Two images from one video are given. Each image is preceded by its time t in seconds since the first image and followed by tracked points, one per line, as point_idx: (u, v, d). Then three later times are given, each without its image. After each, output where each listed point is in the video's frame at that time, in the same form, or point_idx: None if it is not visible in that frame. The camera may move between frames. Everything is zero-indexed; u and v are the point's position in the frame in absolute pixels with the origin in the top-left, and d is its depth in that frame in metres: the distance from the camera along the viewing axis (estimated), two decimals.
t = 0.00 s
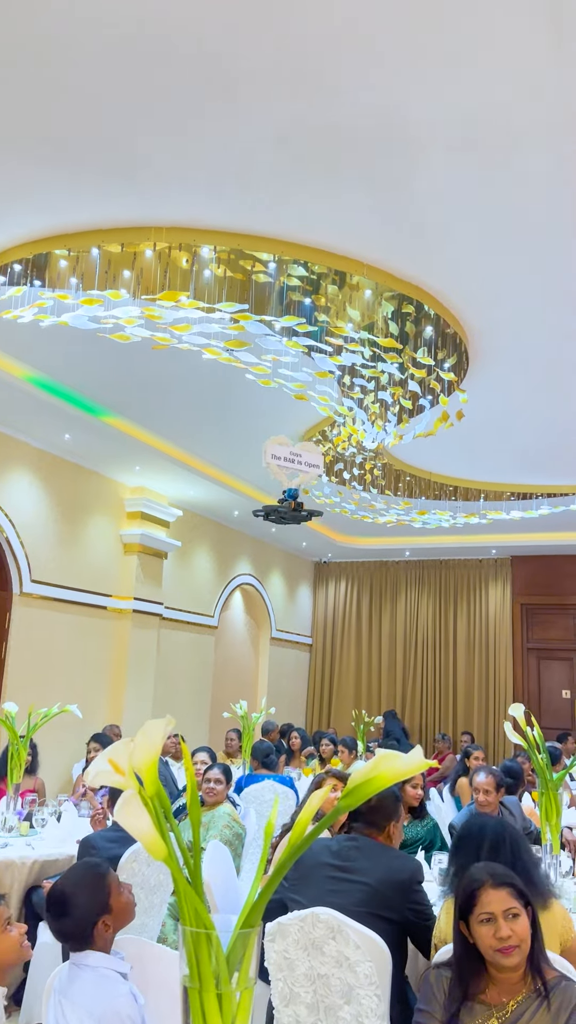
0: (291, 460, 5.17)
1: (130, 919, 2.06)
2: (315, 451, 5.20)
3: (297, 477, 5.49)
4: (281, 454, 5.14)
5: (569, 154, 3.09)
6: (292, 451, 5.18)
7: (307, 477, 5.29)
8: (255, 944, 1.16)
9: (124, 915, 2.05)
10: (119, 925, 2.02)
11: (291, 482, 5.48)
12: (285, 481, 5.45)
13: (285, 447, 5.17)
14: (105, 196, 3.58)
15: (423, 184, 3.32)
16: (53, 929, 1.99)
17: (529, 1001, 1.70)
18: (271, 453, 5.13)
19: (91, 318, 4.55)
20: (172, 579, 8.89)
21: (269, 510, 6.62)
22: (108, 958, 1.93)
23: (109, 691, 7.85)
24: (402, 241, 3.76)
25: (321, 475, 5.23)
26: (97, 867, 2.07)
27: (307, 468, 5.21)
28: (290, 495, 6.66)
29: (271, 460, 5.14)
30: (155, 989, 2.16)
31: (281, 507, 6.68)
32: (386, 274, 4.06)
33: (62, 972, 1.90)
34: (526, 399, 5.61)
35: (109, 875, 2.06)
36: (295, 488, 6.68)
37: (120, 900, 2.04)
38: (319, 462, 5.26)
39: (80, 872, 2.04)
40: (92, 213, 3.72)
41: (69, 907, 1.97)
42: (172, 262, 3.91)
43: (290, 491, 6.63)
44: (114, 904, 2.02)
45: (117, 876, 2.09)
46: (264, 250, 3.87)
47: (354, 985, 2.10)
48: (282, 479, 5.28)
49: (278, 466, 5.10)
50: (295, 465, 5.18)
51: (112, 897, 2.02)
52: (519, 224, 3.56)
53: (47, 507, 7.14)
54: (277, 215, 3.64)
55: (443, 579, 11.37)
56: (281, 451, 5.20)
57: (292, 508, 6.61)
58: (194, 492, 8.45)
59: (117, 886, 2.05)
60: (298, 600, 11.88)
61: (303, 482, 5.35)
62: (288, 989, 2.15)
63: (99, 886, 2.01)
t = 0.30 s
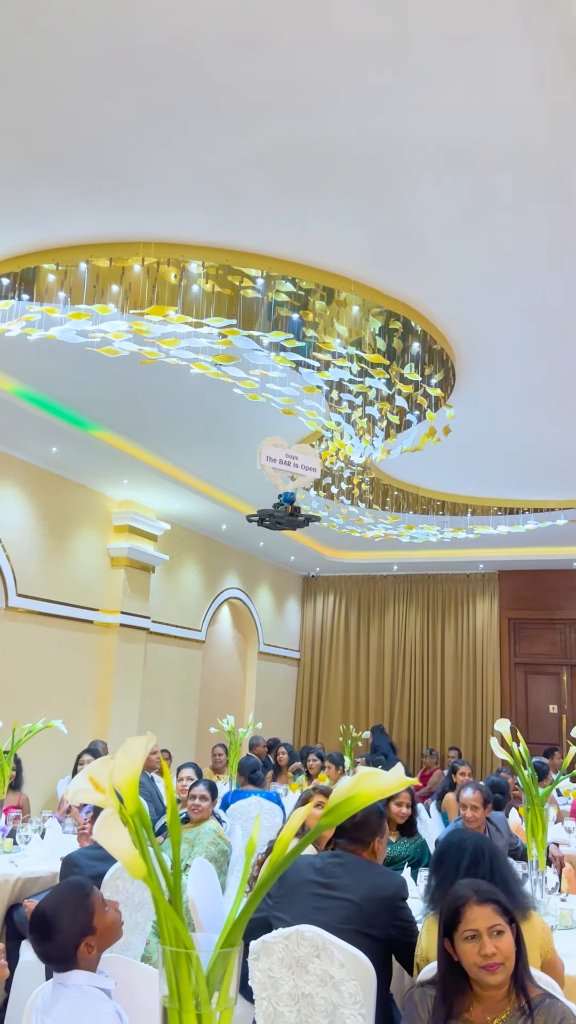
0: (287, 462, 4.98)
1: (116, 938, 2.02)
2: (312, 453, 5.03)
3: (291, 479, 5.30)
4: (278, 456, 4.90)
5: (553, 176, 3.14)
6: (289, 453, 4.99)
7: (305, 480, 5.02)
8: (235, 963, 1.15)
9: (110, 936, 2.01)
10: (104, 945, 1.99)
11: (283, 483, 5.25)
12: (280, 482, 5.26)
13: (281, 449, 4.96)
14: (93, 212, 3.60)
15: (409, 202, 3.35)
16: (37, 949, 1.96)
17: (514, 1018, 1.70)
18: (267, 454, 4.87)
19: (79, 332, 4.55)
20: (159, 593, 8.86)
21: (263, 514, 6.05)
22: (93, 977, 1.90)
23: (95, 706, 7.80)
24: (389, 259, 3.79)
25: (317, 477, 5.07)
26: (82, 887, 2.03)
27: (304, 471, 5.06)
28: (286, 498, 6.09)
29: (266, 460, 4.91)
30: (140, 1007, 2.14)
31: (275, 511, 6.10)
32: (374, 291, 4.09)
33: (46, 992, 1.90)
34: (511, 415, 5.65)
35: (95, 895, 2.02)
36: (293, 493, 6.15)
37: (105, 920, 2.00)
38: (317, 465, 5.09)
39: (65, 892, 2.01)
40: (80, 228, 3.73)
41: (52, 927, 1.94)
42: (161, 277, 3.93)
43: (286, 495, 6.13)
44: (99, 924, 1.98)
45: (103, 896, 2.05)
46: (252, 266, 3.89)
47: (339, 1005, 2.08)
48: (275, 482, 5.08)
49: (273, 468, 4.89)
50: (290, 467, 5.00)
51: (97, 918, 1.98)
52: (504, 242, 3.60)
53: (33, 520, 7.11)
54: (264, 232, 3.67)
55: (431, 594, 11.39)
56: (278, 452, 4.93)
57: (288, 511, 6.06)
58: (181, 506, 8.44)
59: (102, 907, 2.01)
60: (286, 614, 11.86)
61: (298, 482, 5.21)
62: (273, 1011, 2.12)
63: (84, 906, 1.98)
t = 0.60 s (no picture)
0: (283, 467, 4.74)
1: (102, 960, 1.98)
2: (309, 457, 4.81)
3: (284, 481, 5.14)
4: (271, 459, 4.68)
5: (538, 197, 3.19)
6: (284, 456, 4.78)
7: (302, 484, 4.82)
8: (214, 984, 1.14)
9: (94, 959, 1.96)
10: (87, 969, 1.94)
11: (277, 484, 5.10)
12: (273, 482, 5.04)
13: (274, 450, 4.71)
14: (80, 228, 3.61)
15: (393, 221, 3.39)
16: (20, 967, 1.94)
17: None
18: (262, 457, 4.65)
19: (64, 347, 4.54)
20: (144, 608, 8.82)
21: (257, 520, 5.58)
22: (72, 1001, 1.88)
23: (78, 721, 7.74)
24: (374, 276, 3.82)
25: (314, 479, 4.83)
26: (66, 908, 1.98)
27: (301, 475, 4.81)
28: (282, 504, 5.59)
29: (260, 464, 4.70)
30: None
31: (270, 518, 5.61)
32: (359, 308, 4.12)
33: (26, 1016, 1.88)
34: (494, 431, 5.69)
35: (79, 917, 1.97)
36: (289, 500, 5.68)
37: (88, 944, 1.95)
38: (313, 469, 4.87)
39: (49, 912, 1.96)
40: (67, 244, 3.74)
41: (33, 950, 1.91)
42: (147, 293, 3.94)
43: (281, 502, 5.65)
44: (80, 950, 1.93)
45: (89, 917, 2.00)
46: (238, 282, 3.91)
47: None
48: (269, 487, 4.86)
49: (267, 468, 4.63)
50: (286, 471, 4.76)
51: (78, 943, 1.93)
52: (487, 261, 3.65)
53: (17, 534, 7.07)
54: (251, 249, 3.69)
55: (416, 610, 11.40)
56: (272, 458, 4.70)
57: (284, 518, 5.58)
58: (167, 520, 8.42)
59: (85, 931, 1.96)
60: (272, 629, 11.82)
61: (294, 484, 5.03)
62: None
63: (65, 931, 1.93)
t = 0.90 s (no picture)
0: (278, 468, 4.62)
1: (79, 982, 1.95)
2: (306, 462, 4.66)
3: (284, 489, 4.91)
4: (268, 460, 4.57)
5: (518, 219, 3.24)
6: (281, 458, 4.64)
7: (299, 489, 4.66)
8: (191, 1006, 1.13)
9: (70, 981, 1.93)
10: (62, 991, 1.91)
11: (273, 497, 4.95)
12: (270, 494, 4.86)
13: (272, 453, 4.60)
14: (64, 243, 3.61)
15: (375, 240, 3.42)
16: None
17: None
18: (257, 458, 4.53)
19: (47, 361, 4.53)
20: (125, 623, 8.77)
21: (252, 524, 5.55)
22: None
23: (57, 738, 7.66)
24: (356, 294, 3.85)
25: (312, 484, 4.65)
26: (44, 928, 1.95)
27: (297, 477, 4.65)
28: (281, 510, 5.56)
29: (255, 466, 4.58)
30: None
31: (267, 523, 5.57)
32: (342, 326, 4.15)
33: None
34: (476, 449, 5.73)
35: (55, 939, 1.93)
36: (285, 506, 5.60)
37: (63, 967, 1.92)
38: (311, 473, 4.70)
39: (25, 932, 1.93)
40: (51, 259, 3.74)
41: (7, 970, 1.89)
42: (131, 307, 3.94)
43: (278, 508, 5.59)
44: (55, 973, 1.90)
45: (66, 938, 1.96)
46: (221, 299, 3.92)
47: None
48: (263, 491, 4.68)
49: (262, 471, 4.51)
50: (282, 473, 4.62)
51: (52, 966, 1.90)
52: (467, 281, 3.69)
53: None
54: (234, 266, 3.71)
55: (398, 626, 11.41)
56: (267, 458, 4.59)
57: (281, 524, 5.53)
58: (149, 535, 8.40)
59: (60, 954, 1.92)
60: (254, 644, 11.79)
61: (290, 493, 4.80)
62: None
63: (39, 953, 1.89)
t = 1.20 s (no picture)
0: (272, 471, 4.59)
1: (45, 1007, 1.72)
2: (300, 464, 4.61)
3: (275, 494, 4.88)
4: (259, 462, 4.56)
5: (493, 241, 3.29)
6: (274, 460, 4.61)
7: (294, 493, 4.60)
8: None
9: (36, 1006, 1.70)
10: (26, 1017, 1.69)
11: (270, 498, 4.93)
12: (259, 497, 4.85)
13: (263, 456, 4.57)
14: (42, 258, 3.61)
15: (352, 258, 3.45)
16: None
17: None
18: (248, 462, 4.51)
19: (23, 376, 4.50)
20: (99, 639, 8.70)
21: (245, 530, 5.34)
22: None
23: (30, 756, 7.56)
24: (334, 313, 3.88)
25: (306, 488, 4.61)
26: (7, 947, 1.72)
27: (291, 480, 4.61)
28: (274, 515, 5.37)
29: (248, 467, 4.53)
30: None
31: (261, 529, 5.38)
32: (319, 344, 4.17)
33: None
34: (453, 467, 5.77)
35: (20, 960, 1.70)
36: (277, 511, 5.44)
37: (28, 991, 1.70)
38: (304, 476, 4.66)
39: None
40: (29, 274, 3.73)
41: None
42: (109, 322, 3.94)
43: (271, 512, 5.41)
44: (19, 998, 1.67)
45: (31, 957, 1.74)
46: (200, 315, 3.94)
47: None
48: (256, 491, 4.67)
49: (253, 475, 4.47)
50: (276, 475, 4.59)
51: (16, 991, 1.67)
52: (444, 301, 3.73)
53: None
54: (212, 283, 3.73)
55: (375, 643, 11.41)
56: (260, 461, 4.58)
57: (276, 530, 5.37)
58: (125, 551, 8.36)
59: (25, 976, 1.70)
60: (230, 661, 11.72)
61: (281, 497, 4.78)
62: None
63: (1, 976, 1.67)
